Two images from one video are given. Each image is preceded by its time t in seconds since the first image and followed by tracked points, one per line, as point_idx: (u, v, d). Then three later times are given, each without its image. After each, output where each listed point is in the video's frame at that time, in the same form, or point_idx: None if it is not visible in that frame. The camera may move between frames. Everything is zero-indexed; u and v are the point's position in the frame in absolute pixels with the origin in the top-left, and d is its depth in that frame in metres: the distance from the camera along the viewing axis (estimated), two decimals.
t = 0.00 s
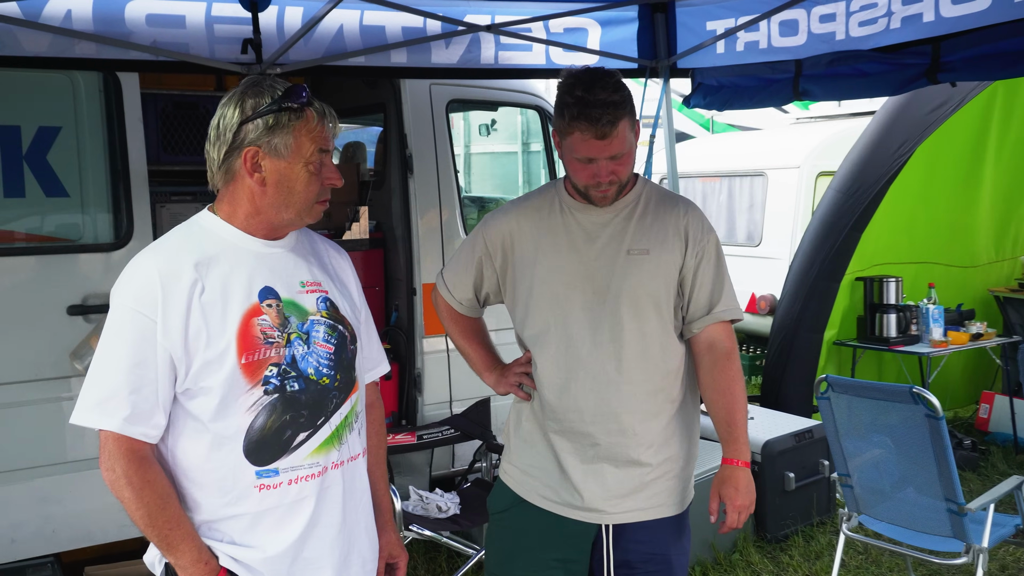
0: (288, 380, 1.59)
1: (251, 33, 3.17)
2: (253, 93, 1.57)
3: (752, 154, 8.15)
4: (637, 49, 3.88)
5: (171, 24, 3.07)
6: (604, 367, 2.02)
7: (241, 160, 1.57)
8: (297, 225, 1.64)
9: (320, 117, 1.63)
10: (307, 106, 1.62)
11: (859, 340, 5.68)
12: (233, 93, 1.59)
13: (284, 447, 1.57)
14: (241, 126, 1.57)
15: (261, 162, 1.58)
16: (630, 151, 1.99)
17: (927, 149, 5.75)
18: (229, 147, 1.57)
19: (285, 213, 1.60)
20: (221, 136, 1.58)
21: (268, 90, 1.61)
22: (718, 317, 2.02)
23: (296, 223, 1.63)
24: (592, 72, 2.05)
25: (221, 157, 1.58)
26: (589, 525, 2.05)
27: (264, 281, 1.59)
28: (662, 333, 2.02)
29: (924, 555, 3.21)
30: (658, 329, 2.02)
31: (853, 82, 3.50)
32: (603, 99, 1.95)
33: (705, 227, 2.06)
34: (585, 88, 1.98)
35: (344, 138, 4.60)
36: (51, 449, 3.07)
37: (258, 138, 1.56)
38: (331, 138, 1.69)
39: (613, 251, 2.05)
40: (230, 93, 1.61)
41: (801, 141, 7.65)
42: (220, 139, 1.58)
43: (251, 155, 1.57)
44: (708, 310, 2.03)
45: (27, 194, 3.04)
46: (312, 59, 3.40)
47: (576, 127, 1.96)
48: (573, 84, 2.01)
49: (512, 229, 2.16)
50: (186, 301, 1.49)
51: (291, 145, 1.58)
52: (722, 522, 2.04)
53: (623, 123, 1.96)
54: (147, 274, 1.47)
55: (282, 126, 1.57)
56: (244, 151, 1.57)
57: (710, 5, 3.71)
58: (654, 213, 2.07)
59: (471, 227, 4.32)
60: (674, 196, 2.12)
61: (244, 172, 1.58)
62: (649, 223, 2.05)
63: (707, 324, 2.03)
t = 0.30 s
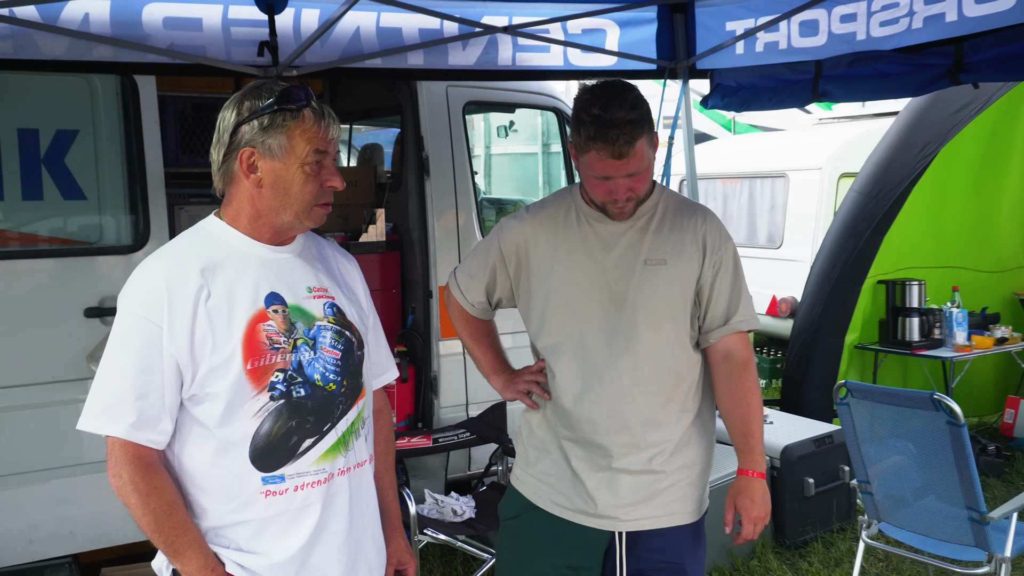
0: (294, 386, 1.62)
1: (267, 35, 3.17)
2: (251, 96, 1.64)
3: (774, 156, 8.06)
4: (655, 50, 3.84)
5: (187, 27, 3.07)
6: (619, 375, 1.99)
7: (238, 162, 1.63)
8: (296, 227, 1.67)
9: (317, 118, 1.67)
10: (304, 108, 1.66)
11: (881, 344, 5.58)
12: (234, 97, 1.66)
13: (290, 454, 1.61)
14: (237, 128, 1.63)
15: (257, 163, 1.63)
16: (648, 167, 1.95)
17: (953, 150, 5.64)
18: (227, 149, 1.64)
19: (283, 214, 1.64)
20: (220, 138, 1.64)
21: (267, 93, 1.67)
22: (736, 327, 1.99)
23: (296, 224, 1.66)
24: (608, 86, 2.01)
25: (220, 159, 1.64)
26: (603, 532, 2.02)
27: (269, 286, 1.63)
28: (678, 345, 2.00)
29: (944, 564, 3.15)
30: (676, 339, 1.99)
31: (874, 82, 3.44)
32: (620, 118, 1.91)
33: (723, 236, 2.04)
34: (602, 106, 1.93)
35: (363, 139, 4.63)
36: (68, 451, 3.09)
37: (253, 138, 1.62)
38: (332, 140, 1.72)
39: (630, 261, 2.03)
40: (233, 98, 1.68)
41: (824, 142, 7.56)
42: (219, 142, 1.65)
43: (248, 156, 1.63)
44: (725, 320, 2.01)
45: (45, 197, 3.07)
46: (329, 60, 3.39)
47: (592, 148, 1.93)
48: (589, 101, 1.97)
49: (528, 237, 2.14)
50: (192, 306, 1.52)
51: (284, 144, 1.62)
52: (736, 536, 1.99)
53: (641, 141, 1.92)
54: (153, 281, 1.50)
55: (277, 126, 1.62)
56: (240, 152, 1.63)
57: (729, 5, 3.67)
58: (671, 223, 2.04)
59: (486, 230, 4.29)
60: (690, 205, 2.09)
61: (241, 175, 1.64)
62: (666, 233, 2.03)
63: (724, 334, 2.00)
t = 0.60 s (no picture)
0: (302, 388, 1.64)
1: (278, 38, 3.19)
2: (260, 101, 1.67)
3: (783, 157, 8.04)
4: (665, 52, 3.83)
5: (198, 30, 3.09)
6: (628, 399, 2.02)
7: (246, 166, 1.66)
8: (303, 230, 1.69)
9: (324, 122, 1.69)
10: (312, 111, 1.68)
11: (890, 346, 5.55)
12: (244, 102, 1.70)
13: (298, 456, 1.63)
14: (245, 132, 1.67)
15: (265, 167, 1.66)
16: (658, 214, 1.93)
17: (964, 151, 5.61)
18: (237, 153, 1.67)
19: (290, 219, 1.66)
20: (230, 142, 1.68)
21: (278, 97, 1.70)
22: (745, 352, 2.02)
23: (303, 228, 1.68)
24: (618, 126, 1.95)
25: (230, 163, 1.67)
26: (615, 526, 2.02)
27: (278, 290, 1.65)
28: (689, 372, 2.02)
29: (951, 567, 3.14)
30: (686, 368, 2.01)
31: (883, 85, 3.42)
32: (632, 170, 1.86)
33: (736, 262, 2.03)
34: (610, 152, 1.89)
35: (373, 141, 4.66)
36: (79, 451, 3.12)
37: (261, 142, 1.65)
38: (342, 145, 1.74)
39: (641, 294, 2.01)
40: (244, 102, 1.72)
41: (834, 143, 7.54)
42: (230, 146, 1.69)
43: (256, 160, 1.66)
44: (735, 345, 2.03)
45: (57, 200, 3.09)
46: (338, 63, 3.40)
47: (601, 202, 1.89)
48: (598, 146, 1.92)
49: (538, 264, 2.10)
50: (201, 308, 1.54)
51: (291, 150, 1.65)
52: (740, 543, 2.06)
53: (652, 191, 1.88)
54: (162, 283, 1.52)
55: (284, 130, 1.65)
56: (249, 156, 1.66)
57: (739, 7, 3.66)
58: (681, 251, 2.02)
59: (495, 233, 4.31)
60: (701, 227, 2.06)
61: (250, 179, 1.67)
62: (677, 263, 2.01)
63: (733, 357, 2.03)
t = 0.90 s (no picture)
0: (306, 387, 1.71)
1: (277, 39, 3.21)
2: (280, 109, 1.71)
3: (780, 158, 8.06)
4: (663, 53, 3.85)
5: (197, 31, 3.10)
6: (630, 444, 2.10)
7: (254, 170, 1.71)
8: (300, 242, 1.75)
9: (337, 142, 1.74)
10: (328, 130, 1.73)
11: (886, 346, 5.58)
12: (267, 103, 1.75)
13: (301, 453, 1.70)
14: (261, 136, 1.71)
15: (272, 175, 1.71)
16: (640, 308, 1.82)
17: (960, 151, 5.63)
18: (250, 153, 1.72)
19: (289, 229, 1.72)
20: (244, 140, 1.73)
21: (299, 106, 1.75)
22: (738, 379, 2.15)
23: (301, 241, 1.74)
24: (593, 214, 1.84)
25: (241, 161, 1.72)
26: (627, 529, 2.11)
27: (282, 289, 1.72)
28: (690, 407, 2.12)
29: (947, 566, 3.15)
30: (684, 410, 2.11)
31: (879, 86, 3.44)
32: (615, 273, 1.75)
33: (725, 301, 2.09)
34: (585, 252, 1.78)
35: (370, 142, 4.66)
36: (78, 450, 3.13)
37: (272, 150, 1.70)
38: (352, 165, 1.78)
39: (638, 354, 2.02)
40: (269, 101, 1.77)
41: (831, 145, 7.56)
42: (243, 143, 1.73)
43: (265, 166, 1.70)
44: (727, 373, 2.15)
45: (56, 199, 3.10)
46: (337, 63, 3.38)
47: (582, 303, 1.78)
48: (574, 242, 1.81)
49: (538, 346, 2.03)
50: (206, 307, 1.61)
51: (300, 165, 1.69)
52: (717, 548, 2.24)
53: (635, 288, 1.78)
54: (168, 282, 1.59)
55: (296, 143, 1.69)
56: (259, 160, 1.70)
57: (736, 9, 3.69)
58: (672, 302, 2.06)
59: (493, 233, 4.32)
60: (685, 273, 2.08)
61: (257, 183, 1.72)
62: (670, 315, 2.05)
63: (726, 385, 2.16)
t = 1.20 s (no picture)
0: (311, 380, 1.76)
1: (277, 38, 3.24)
2: (299, 116, 1.77)
3: (777, 158, 8.09)
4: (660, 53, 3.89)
5: (198, 30, 3.12)
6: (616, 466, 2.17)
7: (265, 170, 1.79)
8: (298, 246, 1.82)
9: (348, 158, 1.79)
10: (340, 145, 1.78)
11: (882, 344, 5.60)
12: (289, 105, 1.81)
13: (304, 446, 1.74)
14: (275, 138, 1.78)
15: (280, 178, 1.78)
16: (620, 379, 1.78)
17: (957, 150, 5.65)
18: (263, 152, 1.79)
19: (290, 231, 1.80)
20: (261, 138, 1.80)
21: (318, 115, 1.80)
22: (728, 399, 2.22)
23: (299, 244, 1.81)
24: (566, 293, 1.79)
25: (254, 157, 1.80)
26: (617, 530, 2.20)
27: (287, 286, 1.77)
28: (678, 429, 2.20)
29: (942, 560, 3.18)
30: (672, 433, 2.19)
31: (874, 85, 3.47)
32: (592, 356, 1.71)
33: (715, 333, 2.12)
34: (559, 335, 1.73)
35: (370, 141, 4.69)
36: (80, 446, 3.15)
37: (282, 156, 1.76)
38: (360, 181, 1.83)
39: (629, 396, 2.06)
40: (291, 103, 1.82)
41: (827, 144, 7.60)
42: (259, 140, 1.80)
43: (275, 168, 1.77)
44: (717, 393, 2.23)
45: (58, 197, 3.12)
46: (337, 62, 3.41)
47: (560, 385, 1.75)
48: (547, 324, 1.76)
49: (518, 388, 2.05)
50: (212, 301, 1.66)
51: (308, 174, 1.76)
52: (697, 543, 2.31)
53: (613, 367, 1.74)
54: (176, 277, 1.65)
55: (307, 154, 1.75)
56: (269, 162, 1.77)
57: (732, 9, 3.72)
58: (660, 342, 2.08)
59: (492, 231, 4.35)
60: (670, 314, 2.08)
61: (265, 182, 1.80)
62: (658, 354, 2.07)
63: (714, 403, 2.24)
